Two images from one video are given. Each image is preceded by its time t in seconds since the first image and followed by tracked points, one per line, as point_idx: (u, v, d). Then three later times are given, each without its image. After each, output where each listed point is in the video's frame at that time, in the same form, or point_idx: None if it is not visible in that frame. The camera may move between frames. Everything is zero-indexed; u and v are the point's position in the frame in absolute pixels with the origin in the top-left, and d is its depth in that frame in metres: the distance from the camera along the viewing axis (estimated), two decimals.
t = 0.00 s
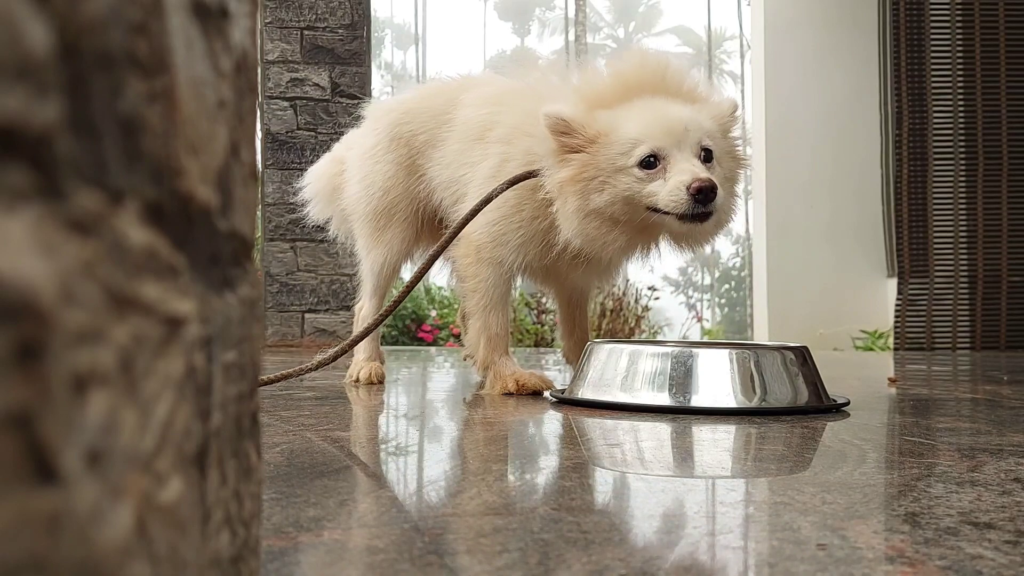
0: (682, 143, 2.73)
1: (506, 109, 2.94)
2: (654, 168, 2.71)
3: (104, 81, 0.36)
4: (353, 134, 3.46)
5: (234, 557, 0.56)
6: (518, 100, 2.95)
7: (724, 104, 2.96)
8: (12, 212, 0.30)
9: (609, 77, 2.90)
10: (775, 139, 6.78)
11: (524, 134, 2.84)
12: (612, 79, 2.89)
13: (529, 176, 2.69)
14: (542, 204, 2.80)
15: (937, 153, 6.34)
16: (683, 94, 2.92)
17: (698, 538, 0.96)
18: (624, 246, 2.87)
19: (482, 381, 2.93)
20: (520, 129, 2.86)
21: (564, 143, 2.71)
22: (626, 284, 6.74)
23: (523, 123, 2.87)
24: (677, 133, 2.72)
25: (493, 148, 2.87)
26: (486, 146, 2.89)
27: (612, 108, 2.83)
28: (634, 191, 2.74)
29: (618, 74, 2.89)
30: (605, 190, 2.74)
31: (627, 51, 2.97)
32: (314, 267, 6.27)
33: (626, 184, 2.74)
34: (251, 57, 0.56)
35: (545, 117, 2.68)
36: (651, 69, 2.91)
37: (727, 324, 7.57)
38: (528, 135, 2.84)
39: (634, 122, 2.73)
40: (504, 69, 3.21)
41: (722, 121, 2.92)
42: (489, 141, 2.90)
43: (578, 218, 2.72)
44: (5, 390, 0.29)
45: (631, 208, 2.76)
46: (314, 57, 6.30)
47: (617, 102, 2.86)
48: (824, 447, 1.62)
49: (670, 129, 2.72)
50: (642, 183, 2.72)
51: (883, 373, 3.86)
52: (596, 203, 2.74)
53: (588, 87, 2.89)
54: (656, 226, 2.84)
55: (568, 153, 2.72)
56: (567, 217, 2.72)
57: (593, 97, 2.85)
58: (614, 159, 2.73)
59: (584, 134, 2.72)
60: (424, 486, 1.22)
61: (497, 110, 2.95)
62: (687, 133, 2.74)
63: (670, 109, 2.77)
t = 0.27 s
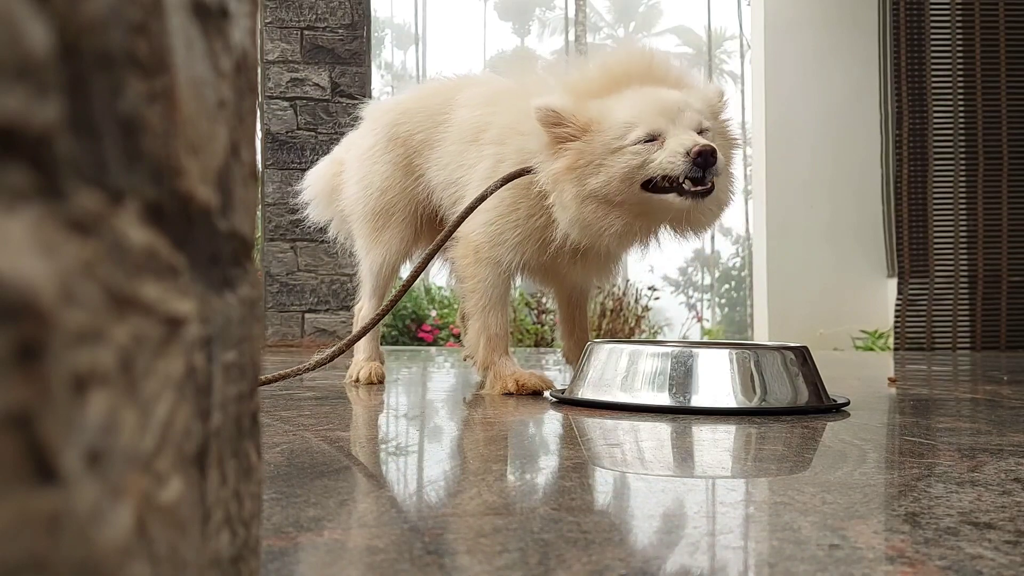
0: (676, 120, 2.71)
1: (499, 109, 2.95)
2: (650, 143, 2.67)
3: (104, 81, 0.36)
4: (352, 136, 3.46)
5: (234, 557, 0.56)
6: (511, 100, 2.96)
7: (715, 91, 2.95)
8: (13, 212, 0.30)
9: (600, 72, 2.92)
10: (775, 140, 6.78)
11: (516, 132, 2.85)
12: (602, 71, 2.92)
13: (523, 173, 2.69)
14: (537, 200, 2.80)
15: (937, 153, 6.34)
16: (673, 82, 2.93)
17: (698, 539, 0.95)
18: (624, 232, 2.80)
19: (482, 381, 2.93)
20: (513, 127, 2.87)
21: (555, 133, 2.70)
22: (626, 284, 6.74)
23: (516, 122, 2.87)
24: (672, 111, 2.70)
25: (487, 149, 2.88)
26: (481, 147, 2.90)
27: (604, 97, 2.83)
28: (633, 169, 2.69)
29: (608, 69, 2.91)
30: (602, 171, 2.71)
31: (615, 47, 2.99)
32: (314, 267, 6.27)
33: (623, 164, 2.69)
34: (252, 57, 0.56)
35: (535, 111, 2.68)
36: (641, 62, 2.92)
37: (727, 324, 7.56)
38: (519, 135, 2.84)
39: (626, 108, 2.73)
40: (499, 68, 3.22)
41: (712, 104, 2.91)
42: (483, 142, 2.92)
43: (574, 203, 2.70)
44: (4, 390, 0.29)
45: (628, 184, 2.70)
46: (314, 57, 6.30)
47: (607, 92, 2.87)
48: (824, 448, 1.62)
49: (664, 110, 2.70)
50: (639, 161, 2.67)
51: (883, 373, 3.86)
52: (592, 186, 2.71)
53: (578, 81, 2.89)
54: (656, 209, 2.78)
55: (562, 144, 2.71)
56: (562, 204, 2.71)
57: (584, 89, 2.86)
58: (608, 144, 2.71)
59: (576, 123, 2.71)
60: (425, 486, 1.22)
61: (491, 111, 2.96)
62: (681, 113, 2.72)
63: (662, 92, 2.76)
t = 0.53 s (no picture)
0: (674, 109, 2.74)
1: (497, 108, 2.96)
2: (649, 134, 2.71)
3: (104, 82, 0.36)
4: (350, 136, 3.47)
5: (234, 558, 0.56)
6: (508, 99, 2.96)
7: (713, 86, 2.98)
8: (13, 211, 0.30)
9: (597, 68, 2.94)
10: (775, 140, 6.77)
11: (513, 131, 2.86)
12: (597, 67, 2.94)
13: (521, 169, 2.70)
14: (537, 198, 2.80)
15: (937, 153, 6.35)
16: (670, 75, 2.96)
17: (699, 538, 0.95)
18: (622, 223, 2.82)
19: (482, 381, 2.93)
20: (509, 127, 2.88)
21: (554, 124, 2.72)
22: (626, 284, 6.74)
23: (513, 121, 2.88)
24: (670, 100, 2.74)
25: (484, 149, 2.88)
26: (478, 147, 2.91)
27: (601, 89, 2.85)
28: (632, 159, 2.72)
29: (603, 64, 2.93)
30: (601, 162, 2.74)
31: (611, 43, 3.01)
32: (314, 267, 6.27)
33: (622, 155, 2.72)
34: (252, 57, 0.56)
35: (534, 102, 2.71)
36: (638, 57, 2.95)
37: (727, 324, 7.56)
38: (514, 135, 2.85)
39: (625, 98, 2.76)
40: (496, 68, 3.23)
41: (711, 99, 2.92)
42: (481, 142, 2.92)
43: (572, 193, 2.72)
44: (4, 391, 0.29)
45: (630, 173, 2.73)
46: (314, 57, 6.30)
47: (603, 84, 2.89)
48: (824, 447, 1.62)
49: (663, 98, 2.73)
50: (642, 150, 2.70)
51: (883, 373, 3.86)
52: (591, 176, 2.74)
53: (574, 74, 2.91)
54: (653, 200, 2.81)
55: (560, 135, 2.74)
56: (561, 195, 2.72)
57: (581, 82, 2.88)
58: (607, 133, 2.74)
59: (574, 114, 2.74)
60: (424, 486, 1.22)
61: (487, 111, 2.97)
62: (679, 102, 2.76)
63: (660, 83, 2.79)
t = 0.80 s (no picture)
0: (672, 113, 2.73)
1: (496, 108, 2.96)
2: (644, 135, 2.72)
3: (105, 82, 0.36)
4: (348, 137, 3.47)
5: (234, 557, 0.56)
6: (507, 100, 2.96)
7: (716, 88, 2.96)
8: (13, 212, 0.30)
9: (597, 65, 2.94)
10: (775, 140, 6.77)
11: (513, 130, 2.87)
12: (598, 61, 2.94)
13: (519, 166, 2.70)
14: (535, 195, 2.80)
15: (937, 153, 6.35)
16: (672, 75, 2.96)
17: (699, 539, 0.95)
18: (614, 219, 2.83)
19: (482, 382, 2.92)
20: (507, 126, 2.88)
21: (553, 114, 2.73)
22: (626, 284, 6.74)
23: (512, 122, 2.88)
24: (670, 103, 2.73)
25: (483, 150, 2.89)
26: (477, 148, 2.91)
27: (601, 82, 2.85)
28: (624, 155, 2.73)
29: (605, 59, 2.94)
30: (596, 157, 2.74)
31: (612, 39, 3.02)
32: (314, 267, 6.27)
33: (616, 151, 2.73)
34: (252, 57, 0.56)
35: (533, 92, 2.72)
36: (638, 56, 2.95)
37: (727, 324, 7.56)
38: (513, 135, 2.86)
39: (625, 94, 2.75)
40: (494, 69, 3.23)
41: (711, 100, 2.91)
42: (479, 143, 2.92)
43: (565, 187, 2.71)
44: (4, 390, 0.29)
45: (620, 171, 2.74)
46: (314, 57, 6.30)
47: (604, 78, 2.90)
48: (824, 447, 1.62)
49: (663, 100, 2.72)
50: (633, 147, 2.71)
51: (884, 373, 3.86)
52: (585, 170, 2.74)
53: (576, 66, 2.92)
54: (643, 198, 2.82)
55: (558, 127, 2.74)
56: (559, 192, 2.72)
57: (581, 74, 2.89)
58: (606, 128, 2.74)
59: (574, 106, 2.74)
60: (424, 486, 1.23)
61: (486, 112, 2.97)
62: (680, 106, 2.74)
63: (660, 81, 2.79)
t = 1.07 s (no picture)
0: (655, 97, 2.73)
1: (496, 108, 2.96)
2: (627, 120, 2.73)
3: (104, 82, 0.36)
4: (347, 137, 3.47)
5: (234, 558, 0.56)
6: (506, 99, 2.97)
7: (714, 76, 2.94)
8: (13, 212, 0.30)
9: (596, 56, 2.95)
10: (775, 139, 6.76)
11: (513, 127, 2.87)
12: (597, 50, 2.96)
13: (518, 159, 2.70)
14: (534, 192, 2.80)
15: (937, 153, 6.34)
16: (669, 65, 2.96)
17: (699, 539, 0.95)
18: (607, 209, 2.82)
19: (482, 381, 2.92)
20: (507, 124, 2.89)
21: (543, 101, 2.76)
22: (626, 284, 6.74)
23: (511, 121, 2.88)
24: (654, 88, 2.73)
25: (483, 149, 2.89)
26: (476, 147, 2.91)
27: (596, 70, 2.87)
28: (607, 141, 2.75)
29: (604, 49, 2.96)
30: (581, 143, 2.76)
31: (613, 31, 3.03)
32: (314, 267, 6.28)
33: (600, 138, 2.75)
34: (252, 57, 0.56)
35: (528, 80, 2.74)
36: (638, 49, 2.96)
37: (727, 324, 7.56)
38: (512, 134, 2.86)
39: (616, 81, 2.77)
40: (493, 69, 3.23)
41: (706, 87, 2.91)
42: (479, 142, 2.92)
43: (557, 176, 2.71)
44: (4, 391, 0.29)
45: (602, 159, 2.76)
46: (314, 57, 6.30)
47: (600, 66, 2.91)
48: (824, 447, 1.62)
49: (647, 85, 2.73)
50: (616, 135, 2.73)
51: (883, 373, 3.86)
52: (572, 157, 2.74)
53: (575, 55, 2.95)
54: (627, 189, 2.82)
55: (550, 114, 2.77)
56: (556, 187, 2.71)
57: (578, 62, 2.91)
58: (593, 112, 2.76)
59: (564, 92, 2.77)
60: (424, 486, 1.23)
61: (485, 112, 2.97)
62: (664, 92, 2.74)
63: (650, 68, 2.79)
